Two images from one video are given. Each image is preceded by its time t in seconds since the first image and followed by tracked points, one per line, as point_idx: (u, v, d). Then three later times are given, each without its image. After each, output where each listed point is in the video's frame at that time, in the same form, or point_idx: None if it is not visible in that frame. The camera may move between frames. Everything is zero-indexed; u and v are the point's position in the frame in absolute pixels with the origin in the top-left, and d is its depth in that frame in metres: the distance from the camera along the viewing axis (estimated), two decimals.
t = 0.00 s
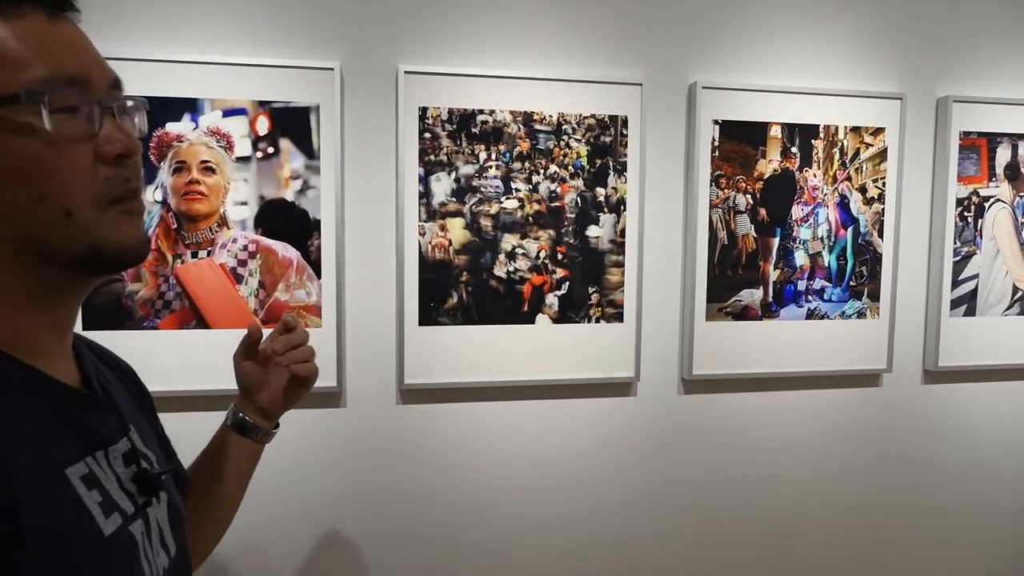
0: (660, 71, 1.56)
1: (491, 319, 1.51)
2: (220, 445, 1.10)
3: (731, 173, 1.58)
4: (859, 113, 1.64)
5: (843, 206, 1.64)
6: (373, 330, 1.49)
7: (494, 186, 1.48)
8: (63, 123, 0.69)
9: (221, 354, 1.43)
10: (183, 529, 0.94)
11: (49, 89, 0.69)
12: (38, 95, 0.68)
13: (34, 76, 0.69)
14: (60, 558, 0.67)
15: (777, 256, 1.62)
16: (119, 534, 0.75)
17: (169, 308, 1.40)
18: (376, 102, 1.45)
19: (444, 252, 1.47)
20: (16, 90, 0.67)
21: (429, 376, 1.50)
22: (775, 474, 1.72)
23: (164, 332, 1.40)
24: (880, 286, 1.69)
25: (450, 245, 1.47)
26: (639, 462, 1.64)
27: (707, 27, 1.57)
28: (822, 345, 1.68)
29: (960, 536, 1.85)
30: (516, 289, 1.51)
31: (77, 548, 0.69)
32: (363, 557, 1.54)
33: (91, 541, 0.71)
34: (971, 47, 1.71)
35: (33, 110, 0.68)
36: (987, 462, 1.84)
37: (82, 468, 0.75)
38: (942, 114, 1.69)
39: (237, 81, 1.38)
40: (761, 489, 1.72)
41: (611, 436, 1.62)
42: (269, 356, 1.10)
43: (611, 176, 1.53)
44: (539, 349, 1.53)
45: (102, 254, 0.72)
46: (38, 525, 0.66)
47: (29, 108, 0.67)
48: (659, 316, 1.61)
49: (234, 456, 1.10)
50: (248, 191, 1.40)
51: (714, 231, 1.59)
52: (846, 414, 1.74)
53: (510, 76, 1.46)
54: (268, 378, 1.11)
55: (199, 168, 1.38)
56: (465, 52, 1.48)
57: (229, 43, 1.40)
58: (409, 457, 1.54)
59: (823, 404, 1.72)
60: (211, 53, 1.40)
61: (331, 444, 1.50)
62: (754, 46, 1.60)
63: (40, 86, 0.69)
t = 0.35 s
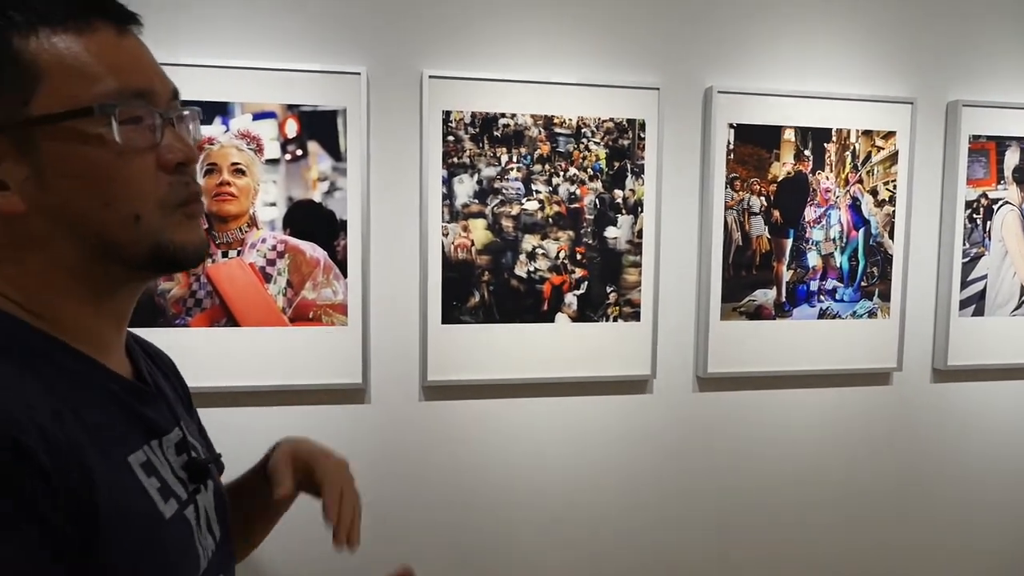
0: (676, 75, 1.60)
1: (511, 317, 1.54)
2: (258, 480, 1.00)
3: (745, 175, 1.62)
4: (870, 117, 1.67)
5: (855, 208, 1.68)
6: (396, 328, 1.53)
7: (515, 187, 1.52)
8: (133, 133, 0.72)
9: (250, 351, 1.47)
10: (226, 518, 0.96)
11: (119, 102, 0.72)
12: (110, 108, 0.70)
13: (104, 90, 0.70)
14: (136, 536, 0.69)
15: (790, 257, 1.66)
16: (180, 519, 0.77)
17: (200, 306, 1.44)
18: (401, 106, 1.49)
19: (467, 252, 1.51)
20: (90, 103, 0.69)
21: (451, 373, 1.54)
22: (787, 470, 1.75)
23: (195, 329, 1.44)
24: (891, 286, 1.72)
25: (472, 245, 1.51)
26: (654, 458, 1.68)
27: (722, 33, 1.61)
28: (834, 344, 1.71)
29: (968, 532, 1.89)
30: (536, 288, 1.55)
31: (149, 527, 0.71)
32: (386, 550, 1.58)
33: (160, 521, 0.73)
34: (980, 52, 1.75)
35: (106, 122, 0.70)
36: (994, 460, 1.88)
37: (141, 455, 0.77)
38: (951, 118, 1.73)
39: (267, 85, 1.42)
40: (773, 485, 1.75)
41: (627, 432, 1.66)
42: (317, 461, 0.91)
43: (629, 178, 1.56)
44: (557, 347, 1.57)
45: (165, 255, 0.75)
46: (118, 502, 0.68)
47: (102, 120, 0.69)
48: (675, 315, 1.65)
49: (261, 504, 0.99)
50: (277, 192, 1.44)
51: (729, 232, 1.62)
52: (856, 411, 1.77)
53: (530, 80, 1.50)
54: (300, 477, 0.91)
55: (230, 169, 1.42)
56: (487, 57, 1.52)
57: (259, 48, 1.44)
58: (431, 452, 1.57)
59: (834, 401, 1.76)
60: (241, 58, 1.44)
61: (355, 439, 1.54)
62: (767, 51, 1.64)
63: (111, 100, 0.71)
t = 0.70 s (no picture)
0: (691, 85, 1.64)
1: (532, 320, 1.60)
2: (302, 500, 1.01)
3: (758, 182, 1.66)
4: (880, 125, 1.72)
5: (865, 213, 1.72)
6: (421, 331, 1.58)
7: (536, 195, 1.57)
8: (193, 155, 0.74)
9: (281, 353, 1.52)
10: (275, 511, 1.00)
11: (180, 125, 0.74)
12: (171, 131, 0.73)
13: (167, 114, 0.73)
14: (205, 529, 0.72)
15: (802, 261, 1.70)
16: (237, 513, 0.80)
17: (234, 311, 1.50)
18: (426, 117, 1.55)
19: (489, 258, 1.57)
20: (154, 126, 0.72)
21: (474, 374, 1.59)
22: (799, 468, 1.80)
23: (230, 333, 1.50)
24: (900, 289, 1.77)
25: (494, 251, 1.57)
26: (670, 456, 1.73)
27: (735, 44, 1.66)
28: (845, 346, 1.76)
29: (977, 529, 1.93)
30: (556, 292, 1.60)
31: (215, 520, 0.74)
32: (411, 545, 1.63)
33: (223, 515, 0.76)
34: (987, 60, 1.79)
35: (168, 144, 0.73)
36: (1002, 458, 1.92)
37: (202, 453, 0.79)
38: (959, 125, 1.77)
39: (298, 98, 1.48)
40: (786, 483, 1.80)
41: (644, 432, 1.71)
42: (350, 533, 0.84)
43: (645, 185, 1.61)
44: (576, 349, 1.62)
45: (218, 270, 0.78)
46: (185, 497, 0.71)
47: (164, 142, 0.72)
48: (690, 318, 1.70)
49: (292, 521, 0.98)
50: (307, 201, 1.50)
51: (742, 238, 1.67)
52: (866, 411, 1.82)
53: (550, 92, 1.55)
54: (329, 535, 0.83)
55: (263, 179, 1.48)
56: (508, 69, 1.57)
57: (290, 62, 1.50)
58: (454, 451, 1.63)
59: (844, 401, 1.80)
60: (272, 71, 1.49)
61: (382, 438, 1.60)
62: (779, 61, 1.69)
63: (173, 123, 0.73)
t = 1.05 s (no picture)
0: (708, 89, 1.67)
1: (552, 320, 1.63)
2: (333, 486, 1.06)
3: (775, 184, 1.69)
4: (895, 127, 1.74)
5: (881, 214, 1.74)
6: (444, 330, 1.63)
7: (555, 198, 1.61)
8: (237, 161, 0.78)
9: (308, 351, 1.57)
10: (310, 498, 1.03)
11: (224, 136, 0.78)
12: (216, 141, 0.77)
13: (212, 125, 0.77)
14: (246, 516, 0.76)
15: (818, 262, 1.72)
16: (276, 501, 0.84)
17: (264, 310, 1.55)
18: (448, 121, 1.59)
19: (510, 258, 1.61)
20: (203, 137, 0.76)
21: (496, 372, 1.63)
22: (815, 466, 1.83)
23: (259, 331, 1.55)
24: (916, 289, 1.79)
25: (515, 252, 1.61)
26: (687, 453, 1.76)
27: (752, 48, 1.69)
28: (860, 346, 1.78)
29: (992, 527, 1.94)
30: (575, 292, 1.64)
31: (256, 507, 0.78)
32: (434, 538, 1.68)
33: (263, 501, 0.80)
34: (1003, 63, 1.81)
35: (214, 152, 0.77)
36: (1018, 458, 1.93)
37: (243, 442, 0.83)
38: (975, 127, 1.79)
39: (326, 104, 1.52)
40: (801, 480, 1.82)
41: (661, 429, 1.74)
42: (381, 519, 0.88)
43: (663, 188, 1.65)
44: (595, 348, 1.66)
45: (263, 268, 0.82)
46: (229, 485, 0.75)
47: (210, 151, 0.76)
48: (707, 317, 1.73)
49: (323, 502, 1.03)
50: (334, 203, 1.54)
51: (759, 239, 1.70)
52: (882, 410, 1.84)
53: (570, 96, 1.59)
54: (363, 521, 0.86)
55: (291, 182, 1.53)
56: (529, 75, 1.61)
57: (318, 69, 1.55)
58: (476, 447, 1.67)
59: (860, 400, 1.82)
60: (300, 78, 1.54)
61: (406, 434, 1.64)
62: (795, 64, 1.71)
63: (220, 134, 0.77)
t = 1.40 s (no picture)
0: (740, 89, 1.70)
1: (586, 317, 1.67)
2: (383, 471, 1.10)
3: (806, 183, 1.71)
4: (927, 127, 1.75)
5: (912, 213, 1.75)
6: (480, 326, 1.67)
7: (589, 197, 1.64)
8: (317, 167, 0.83)
9: (349, 346, 1.62)
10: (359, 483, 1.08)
11: (304, 142, 0.83)
12: (299, 147, 0.82)
13: (293, 133, 0.82)
14: (308, 501, 0.79)
15: (850, 260, 1.74)
16: (333, 487, 0.86)
17: (307, 306, 1.60)
18: (486, 123, 1.63)
19: (545, 256, 1.64)
20: (288, 144, 0.81)
21: (531, 367, 1.67)
22: (845, 462, 1.84)
23: (303, 326, 1.60)
24: (947, 288, 1.79)
25: (550, 250, 1.64)
26: (718, 448, 1.78)
27: (784, 50, 1.71)
28: (891, 344, 1.79)
29: None
30: (609, 290, 1.67)
31: (317, 492, 0.81)
32: (468, 530, 1.72)
33: (323, 487, 0.83)
34: None
35: (298, 158, 0.82)
36: None
37: (302, 430, 0.86)
38: (1008, 126, 1.79)
39: (367, 106, 1.57)
40: (832, 477, 1.84)
41: (692, 425, 1.77)
42: (427, 505, 0.88)
43: (696, 187, 1.67)
44: (628, 344, 1.69)
45: (331, 265, 0.87)
46: (290, 471, 0.78)
47: (294, 156, 0.81)
48: (738, 315, 1.75)
49: (372, 484, 1.06)
50: (375, 203, 1.59)
51: (790, 237, 1.72)
52: (912, 408, 1.85)
53: (604, 98, 1.63)
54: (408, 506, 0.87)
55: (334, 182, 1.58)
56: (564, 77, 1.65)
57: (360, 73, 1.60)
58: (510, 440, 1.71)
59: (891, 398, 1.84)
60: (343, 80, 1.59)
61: (442, 427, 1.68)
62: (826, 64, 1.73)
63: (300, 141, 0.82)
